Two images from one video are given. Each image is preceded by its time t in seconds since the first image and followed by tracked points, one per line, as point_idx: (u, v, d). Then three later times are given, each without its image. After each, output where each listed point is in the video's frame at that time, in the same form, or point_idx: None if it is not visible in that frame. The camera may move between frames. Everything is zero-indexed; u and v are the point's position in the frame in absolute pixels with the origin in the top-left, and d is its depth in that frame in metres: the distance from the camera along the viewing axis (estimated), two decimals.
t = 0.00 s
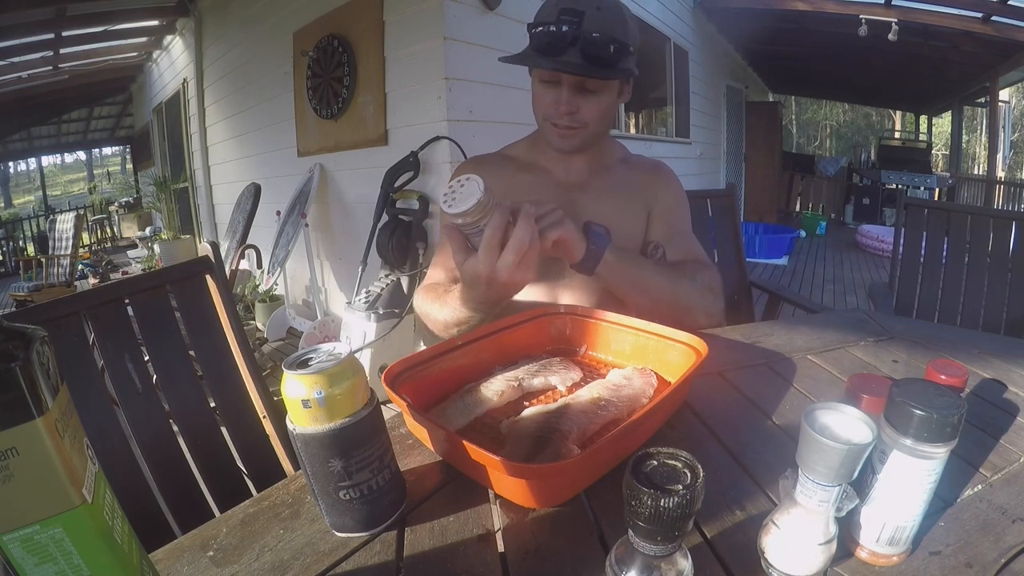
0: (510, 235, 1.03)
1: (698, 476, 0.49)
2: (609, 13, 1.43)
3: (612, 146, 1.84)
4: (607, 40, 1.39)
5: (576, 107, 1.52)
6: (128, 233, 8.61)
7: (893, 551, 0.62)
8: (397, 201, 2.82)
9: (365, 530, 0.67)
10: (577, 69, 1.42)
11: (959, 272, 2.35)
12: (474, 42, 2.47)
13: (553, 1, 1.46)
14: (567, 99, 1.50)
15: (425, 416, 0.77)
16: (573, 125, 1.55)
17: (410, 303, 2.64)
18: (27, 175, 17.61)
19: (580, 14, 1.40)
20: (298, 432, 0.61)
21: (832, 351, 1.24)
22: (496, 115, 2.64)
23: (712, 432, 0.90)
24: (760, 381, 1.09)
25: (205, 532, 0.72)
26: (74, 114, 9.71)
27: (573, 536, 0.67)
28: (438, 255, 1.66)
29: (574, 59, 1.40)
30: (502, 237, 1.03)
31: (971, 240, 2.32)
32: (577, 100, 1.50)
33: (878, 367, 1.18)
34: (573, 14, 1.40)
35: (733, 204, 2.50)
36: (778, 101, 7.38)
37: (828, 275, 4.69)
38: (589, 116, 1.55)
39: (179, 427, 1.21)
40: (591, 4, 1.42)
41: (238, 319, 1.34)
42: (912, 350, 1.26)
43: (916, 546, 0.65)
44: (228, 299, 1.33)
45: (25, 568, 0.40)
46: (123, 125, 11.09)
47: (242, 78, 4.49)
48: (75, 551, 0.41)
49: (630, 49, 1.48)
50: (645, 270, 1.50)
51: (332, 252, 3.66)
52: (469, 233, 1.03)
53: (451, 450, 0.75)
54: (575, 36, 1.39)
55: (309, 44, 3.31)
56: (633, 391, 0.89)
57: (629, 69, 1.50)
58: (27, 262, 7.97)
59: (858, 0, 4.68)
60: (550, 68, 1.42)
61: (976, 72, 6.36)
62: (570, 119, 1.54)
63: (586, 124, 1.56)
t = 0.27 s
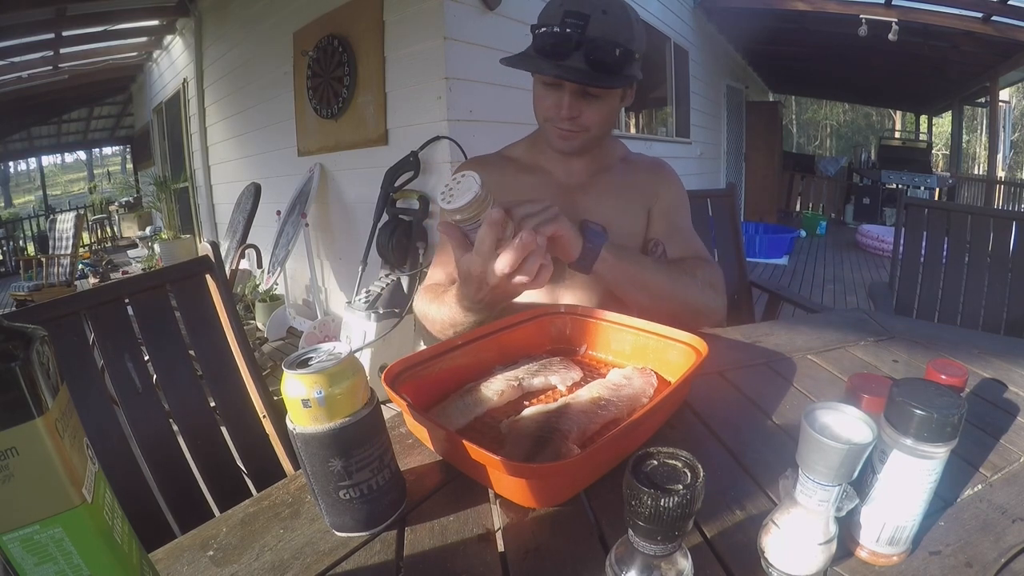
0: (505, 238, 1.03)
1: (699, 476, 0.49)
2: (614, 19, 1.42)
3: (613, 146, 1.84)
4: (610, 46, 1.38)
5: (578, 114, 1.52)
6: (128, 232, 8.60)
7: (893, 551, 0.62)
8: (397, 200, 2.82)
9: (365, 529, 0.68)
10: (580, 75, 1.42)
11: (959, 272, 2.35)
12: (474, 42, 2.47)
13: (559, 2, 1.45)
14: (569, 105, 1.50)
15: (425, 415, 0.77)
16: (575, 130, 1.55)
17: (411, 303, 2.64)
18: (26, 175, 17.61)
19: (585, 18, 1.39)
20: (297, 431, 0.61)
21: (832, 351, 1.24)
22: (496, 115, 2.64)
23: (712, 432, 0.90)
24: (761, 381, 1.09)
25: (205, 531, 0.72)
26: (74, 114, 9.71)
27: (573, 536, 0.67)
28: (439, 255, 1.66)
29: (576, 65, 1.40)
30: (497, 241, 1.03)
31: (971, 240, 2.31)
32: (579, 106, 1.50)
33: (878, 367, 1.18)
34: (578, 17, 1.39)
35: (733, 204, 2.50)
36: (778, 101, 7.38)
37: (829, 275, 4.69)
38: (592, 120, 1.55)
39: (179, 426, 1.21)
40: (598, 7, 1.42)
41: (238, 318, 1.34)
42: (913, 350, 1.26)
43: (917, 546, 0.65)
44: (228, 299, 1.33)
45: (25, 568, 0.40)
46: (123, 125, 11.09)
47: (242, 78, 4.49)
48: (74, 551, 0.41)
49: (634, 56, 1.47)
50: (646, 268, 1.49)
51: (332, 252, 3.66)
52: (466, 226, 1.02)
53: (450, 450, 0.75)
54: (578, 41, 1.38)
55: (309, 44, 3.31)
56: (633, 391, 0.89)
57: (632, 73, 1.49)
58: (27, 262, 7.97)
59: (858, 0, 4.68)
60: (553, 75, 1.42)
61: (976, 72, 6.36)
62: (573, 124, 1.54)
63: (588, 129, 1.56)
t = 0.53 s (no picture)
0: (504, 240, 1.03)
1: (699, 476, 0.49)
2: (626, 29, 1.41)
3: (613, 147, 1.84)
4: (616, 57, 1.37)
5: (582, 121, 1.52)
6: (129, 233, 8.60)
7: (893, 552, 0.62)
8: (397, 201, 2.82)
9: (365, 530, 0.68)
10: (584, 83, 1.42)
11: (959, 272, 2.35)
12: (474, 42, 2.47)
13: (572, 6, 1.43)
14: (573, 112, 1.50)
15: (425, 416, 0.77)
16: (577, 136, 1.55)
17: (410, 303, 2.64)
18: (26, 176, 17.61)
19: (597, 25, 1.38)
20: (297, 432, 0.61)
21: (832, 352, 1.25)
22: (496, 115, 2.64)
23: (712, 432, 0.90)
24: (760, 381, 1.09)
25: (205, 532, 0.72)
26: (74, 114, 9.72)
27: (573, 536, 0.67)
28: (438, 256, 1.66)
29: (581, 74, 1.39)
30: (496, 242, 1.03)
31: (971, 240, 2.32)
32: (582, 113, 1.50)
33: (878, 368, 1.18)
34: (588, 24, 1.38)
35: (733, 205, 2.50)
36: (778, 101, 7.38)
37: (829, 275, 4.69)
38: (593, 128, 1.55)
39: (179, 427, 1.21)
40: (610, 15, 1.41)
41: (239, 319, 1.34)
42: (912, 351, 1.26)
43: (917, 546, 0.65)
44: (228, 299, 1.33)
45: (25, 568, 0.40)
46: (123, 125, 11.09)
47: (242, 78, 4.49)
48: (75, 551, 0.41)
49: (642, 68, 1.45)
50: (646, 268, 1.49)
51: (332, 252, 3.66)
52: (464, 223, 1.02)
53: (451, 451, 0.75)
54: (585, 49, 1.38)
55: (309, 44, 3.31)
56: (633, 391, 0.89)
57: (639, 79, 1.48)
58: (27, 262, 7.97)
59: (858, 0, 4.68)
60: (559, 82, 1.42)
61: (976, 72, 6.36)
62: (575, 131, 1.54)
63: (590, 136, 1.56)
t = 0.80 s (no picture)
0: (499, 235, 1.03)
1: (699, 476, 0.49)
2: (632, 32, 1.41)
3: (612, 147, 1.84)
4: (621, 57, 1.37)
5: (584, 118, 1.51)
6: (129, 232, 8.60)
7: (893, 551, 0.62)
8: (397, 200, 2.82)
9: (365, 529, 0.68)
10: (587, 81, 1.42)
11: (959, 272, 2.35)
12: (474, 42, 2.47)
13: (579, 5, 1.42)
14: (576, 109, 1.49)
15: (425, 415, 0.77)
16: (576, 136, 1.55)
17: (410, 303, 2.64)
18: (26, 176, 17.60)
19: (604, 26, 1.38)
20: (297, 431, 0.61)
21: (832, 352, 1.24)
22: (496, 115, 2.64)
23: (712, 432, 0.90)
24: (760, 381, 1.09)
25: (205, 532, 0.72)
26: (74, 114, 9.71)
27: (573, 536, 0.67)
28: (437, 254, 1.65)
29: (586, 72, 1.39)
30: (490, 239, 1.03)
31: (971, 240, 2.31)
32: (583, 110, 1.49)
33: (878, 367, 1.18)
34: (596, 24, 1.37)
35: (733, 205, 2.50)
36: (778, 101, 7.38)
37: (829, 275, 4.69)
38: (592, 127, 1.55)
39: (179, 427, 1.21)
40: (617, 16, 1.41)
41: (238, 319, 1.34)
42: (912, 350, 1.26)
43: (917, 546, 0.65)
44: (228, 299, 1.33)
45: (25, 568, 0.40)
46: (122, 124, 11.09)
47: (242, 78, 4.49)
48: (75, 551, 0.41)
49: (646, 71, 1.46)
50: (646, 268, 1.49)
51: (332, 252, 3.66)
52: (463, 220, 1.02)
53: (451, 450, 0.75)
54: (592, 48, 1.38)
55: (309, 44, 3.31)
56: (633, 391, 0.89)
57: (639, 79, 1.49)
58: (27, 262, 7.97)
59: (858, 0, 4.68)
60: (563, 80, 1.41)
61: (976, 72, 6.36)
62: (575, 130, 1.54)
63: (591, 134, 1.56)
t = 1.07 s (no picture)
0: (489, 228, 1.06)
1: (699, 476, 0.49)
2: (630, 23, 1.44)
3: (610, 147, 1.84)
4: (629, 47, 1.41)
5: (588, 114, 1.51)
6: (128, 232, 8.60)
7: (893, 551, 0.62)
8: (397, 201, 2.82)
9: (364, 530, 0.68)
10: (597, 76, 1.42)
11: (959, 272, 2.35)
12: (474, 42, 2.47)
13: (575, 2, 1.43)
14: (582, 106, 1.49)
15: (425, 416, 0.77)
16: (584, 132, 1.54)
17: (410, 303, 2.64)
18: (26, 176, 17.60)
19: (606, 20, 1.39)
20: (297, 432, 0.61)
21: (832, 351, 1.24)
22: (496, 115, 2.64)
23: (712, 432, 0.90)
24: (760, 381, 1.09)
25: (205, 532, 0.72)
26: (74, 114, 9.71)
27: (573, 536, 0.67)
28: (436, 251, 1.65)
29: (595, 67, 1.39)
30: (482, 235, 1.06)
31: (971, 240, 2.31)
32: (588, 106, 1.50)
33: (878, 367, 1.18)
34: (598, 19, 1.38)
35: (733, 205, 2.50)
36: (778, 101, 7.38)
37: (829, 275, 4.69)
38: (593, 125, 1.55)
39: (179, 427, 1.20)
40: (612, 11, 1.43)
41: (239, 319, 1.34)
42: (912, 350, 1.26)
43: (916, 546, 0.65)
44: (228, 299, 1.33)
45: (25, 568, 0.40)
46: (122, 124, 11.08)
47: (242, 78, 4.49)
48: (75, 551, 0.41)
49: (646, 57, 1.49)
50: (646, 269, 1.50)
51: (332, 252, 3.66)
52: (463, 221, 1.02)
53: (451, 451, 0.75)
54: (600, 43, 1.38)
55: (309, 44, 3.31)
56: (633, 391, 0.89)
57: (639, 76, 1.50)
58: (27, 262, 7.96)
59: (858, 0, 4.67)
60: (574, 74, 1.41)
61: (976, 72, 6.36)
62: (582, 125, 1.53)
63: (595, 131, 1.56)
